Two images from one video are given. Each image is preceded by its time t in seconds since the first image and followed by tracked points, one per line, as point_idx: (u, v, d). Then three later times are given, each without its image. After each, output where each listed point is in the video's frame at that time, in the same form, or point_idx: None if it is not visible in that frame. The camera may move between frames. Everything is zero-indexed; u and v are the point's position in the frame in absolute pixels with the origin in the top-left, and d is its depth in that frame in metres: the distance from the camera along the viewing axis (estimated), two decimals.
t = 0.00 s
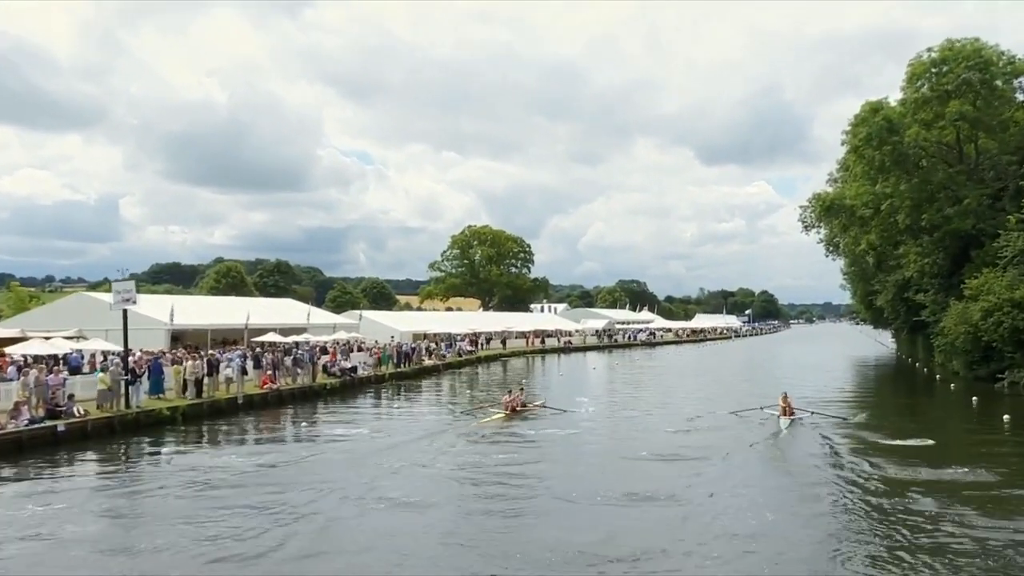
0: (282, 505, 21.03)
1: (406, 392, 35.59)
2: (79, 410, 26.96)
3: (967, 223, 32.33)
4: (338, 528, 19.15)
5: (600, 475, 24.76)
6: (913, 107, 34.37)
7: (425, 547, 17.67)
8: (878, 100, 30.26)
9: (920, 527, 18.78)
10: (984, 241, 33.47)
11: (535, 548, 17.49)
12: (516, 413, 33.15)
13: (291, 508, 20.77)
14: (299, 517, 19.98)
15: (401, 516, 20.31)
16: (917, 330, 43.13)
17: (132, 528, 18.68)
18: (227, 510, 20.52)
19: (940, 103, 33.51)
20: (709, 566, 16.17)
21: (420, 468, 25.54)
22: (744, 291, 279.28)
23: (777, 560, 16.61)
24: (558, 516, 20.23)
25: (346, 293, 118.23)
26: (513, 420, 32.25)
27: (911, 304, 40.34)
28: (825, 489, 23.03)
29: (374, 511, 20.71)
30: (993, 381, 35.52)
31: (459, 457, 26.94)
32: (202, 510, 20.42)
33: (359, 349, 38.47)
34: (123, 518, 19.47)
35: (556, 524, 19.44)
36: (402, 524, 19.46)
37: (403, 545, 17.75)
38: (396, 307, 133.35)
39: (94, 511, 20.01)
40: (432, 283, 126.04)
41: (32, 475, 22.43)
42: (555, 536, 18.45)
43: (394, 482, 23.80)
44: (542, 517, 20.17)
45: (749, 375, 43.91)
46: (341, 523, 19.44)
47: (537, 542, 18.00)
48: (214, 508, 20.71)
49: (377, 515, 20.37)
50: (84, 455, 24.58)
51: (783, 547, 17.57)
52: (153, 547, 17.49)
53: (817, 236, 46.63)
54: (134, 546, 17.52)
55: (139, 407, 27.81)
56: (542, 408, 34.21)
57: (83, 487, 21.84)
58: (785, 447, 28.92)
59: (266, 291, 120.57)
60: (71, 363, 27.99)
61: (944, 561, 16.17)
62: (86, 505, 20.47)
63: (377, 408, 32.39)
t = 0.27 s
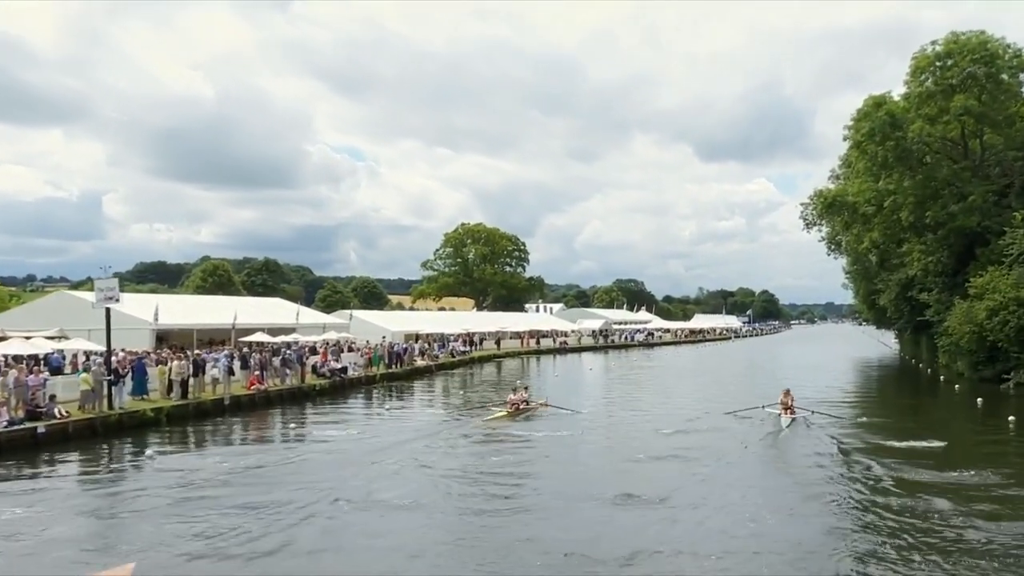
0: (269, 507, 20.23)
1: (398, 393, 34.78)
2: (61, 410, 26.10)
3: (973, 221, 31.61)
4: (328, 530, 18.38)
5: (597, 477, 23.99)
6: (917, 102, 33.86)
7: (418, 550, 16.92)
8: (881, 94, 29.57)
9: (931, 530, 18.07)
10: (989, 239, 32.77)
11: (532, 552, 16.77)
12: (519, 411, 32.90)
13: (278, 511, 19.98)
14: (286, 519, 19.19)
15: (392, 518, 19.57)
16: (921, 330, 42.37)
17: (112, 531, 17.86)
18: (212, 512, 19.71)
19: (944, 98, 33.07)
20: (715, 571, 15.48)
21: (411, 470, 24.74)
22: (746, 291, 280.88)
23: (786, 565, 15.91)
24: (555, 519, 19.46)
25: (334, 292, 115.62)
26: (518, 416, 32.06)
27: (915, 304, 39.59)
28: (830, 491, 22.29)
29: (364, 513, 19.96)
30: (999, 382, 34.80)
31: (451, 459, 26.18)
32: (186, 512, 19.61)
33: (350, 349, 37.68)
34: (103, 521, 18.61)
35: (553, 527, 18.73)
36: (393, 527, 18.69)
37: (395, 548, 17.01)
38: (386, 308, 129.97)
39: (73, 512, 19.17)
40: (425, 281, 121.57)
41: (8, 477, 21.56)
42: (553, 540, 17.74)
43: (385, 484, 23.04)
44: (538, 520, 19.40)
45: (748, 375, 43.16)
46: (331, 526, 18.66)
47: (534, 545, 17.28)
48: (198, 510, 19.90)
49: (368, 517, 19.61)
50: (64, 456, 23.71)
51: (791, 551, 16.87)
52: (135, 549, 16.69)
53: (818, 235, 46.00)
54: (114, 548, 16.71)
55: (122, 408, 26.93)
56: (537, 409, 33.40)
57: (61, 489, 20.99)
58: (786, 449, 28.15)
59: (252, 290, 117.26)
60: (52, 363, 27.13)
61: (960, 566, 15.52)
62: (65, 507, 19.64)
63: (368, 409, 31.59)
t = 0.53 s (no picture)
0: (251, 510, 19.28)
1: (387, 394, 33.80)
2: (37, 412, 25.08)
3: (978, 218, 30.59)
4: (313, 534, 17.49)
5: (591, 480, 23.07)
6: (922, 95, 33.42)
7: (408, 556, 16.04)
8: (884, 87, 28.85)
9: (943, 535, 17.23)
10: (995, 237, 31.82)
11: (528, 558, 15.92)
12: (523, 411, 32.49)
13: (261, 513, 19.04)
14: (269, 523, 18.27)
15: (380, 522, 18.68)
16: (925, 330, 41.43)
17: (84, 535, 16.87)
18: (191, 515, 18.75)
19: (949, 92, 32.85)
20: None
21: (397, 473, 23.77)
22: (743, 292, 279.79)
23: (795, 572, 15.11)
24: (549, 523, 18.54)
25: (321, 292, 111.86)
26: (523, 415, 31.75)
27: (919, 303, 38.66)
28: (835, 495, 21.33)
29: (351, 517, 19.07)
30: (1005, 383, 33.89)
31: (441, 462, 25.28)
32: (163, 516, 18.64)
33: (338, 349, 36.75)
34: (76, 524, 17.63)
35: (548, 532, 17.88)
36: (379, 531, 17.76)
37: (383, 554, 16.12)
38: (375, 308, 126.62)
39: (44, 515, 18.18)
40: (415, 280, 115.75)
41: None
42: (548, 545, 16.90)
43: (373, 487, 22.14)
44: (530, 524, 18.49)
45: (745, 377, 42.26)
46: (317, 531, 17.77)
47: (528, 551, 16.43)
48: (176, 513, 18.94)
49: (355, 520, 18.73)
50: (38, 458, 22.67)
51: (800, 557, 16.06)
52: (109, 554, 15.73)
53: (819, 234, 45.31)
54: (87, 553, 15.75)
55: (99, 410, 25.91)
56: (529, 411, 32.46)
57: (33, 492, 19.98)
58: (786, 452, 27.23)
59: (235, 289, 112.79)
60: (28, 364, 26.11)
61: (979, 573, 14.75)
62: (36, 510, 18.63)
63: (356, 411, 30.63)
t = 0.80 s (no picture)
0: (230, 517, 18.36)
1: (375, 396, 32.92)
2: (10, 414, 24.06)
3: (982, 214, 29.98)
4: (294, 542, 16.63)
5: (586, 484, 22.25)
6: (926, 88, 32.69)
7: (394, 564, 15.21)
8: (886, 81, 28.04)
9: (953, 542, 16.56)
10: (999, 234, 31.20)
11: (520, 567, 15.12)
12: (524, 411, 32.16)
13: (241, 519, 18.14)
14: (249, 529, 17.38)
15: (365, 528, 17.83)
16: (927, 330, 40.62)
17: (53, 543, 15.93)
18: (167, 521, 17.83)
19: (952, 85, 32.19)
20: None
21: (384, 477, 22.89)
22: (739, 291, 279.23)
23: None
24: (542, 529, 17.75)
25: (307, 291, 108.36)
26: (526, 415, 31.36)
27: (921, 302, 38.01)
28: (837, 497, 20.76)
29: (335, 522, 18.22)
30: (1010, 385, 33.06)
31: (430, 465, 24.40)
32: (138, 522, 17.71)
33: (324, 350, 35.82)
34: (45, 531, 16.69)
35: (541, 538, 17.07)
36: (366, 538, 16.95)
37: (369, 563, 15.29)
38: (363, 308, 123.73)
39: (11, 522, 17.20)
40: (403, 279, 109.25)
41: None
42: (542, 552, 16.09)
43: (358, 491, 21.27)
44: (523, 529, 17.71)
45: (742, 379, 41.37)
46: (299, 538, 16.91)
47: (521, 558, 15.63)
48: (152, 520, 18.00)
49: (339, 526, 17.87)
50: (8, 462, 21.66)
51: (806, 565, 15.29)
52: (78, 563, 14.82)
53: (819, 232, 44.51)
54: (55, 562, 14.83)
55: (76, 412, 24.92)
56: (521, 413, 31.56)
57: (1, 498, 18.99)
58: (786, 454, 26.40)
59: (217, 289, 108.35)
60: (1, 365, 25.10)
61: None
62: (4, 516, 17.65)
63: (342, 413, 29.73)
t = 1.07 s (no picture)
0: (211, 519, 17.66)
1: (363, 397, 32.21)
2: None
3: (985, 212, 29.45)
4: (277, 547, 16.00)
5: (579, 486, 21.57)
6: (928, 82, 32.16)
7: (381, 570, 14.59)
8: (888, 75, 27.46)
9: (960, 545, 16.00)
10: (1002, 231, 30.66)
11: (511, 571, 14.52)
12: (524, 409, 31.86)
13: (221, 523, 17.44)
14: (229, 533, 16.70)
15: (350, 531, 17.20)
16: (929, 330, 39.94)
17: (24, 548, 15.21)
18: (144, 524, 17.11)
19: (955, 80, 31.61)
20: None
21: (370, 479, 22.19)
22: (737, 292, 278.00)
23: None
24: (535, 533, 17.10)
25: (294, 289, 106.44)
26: (526, 415, 31.03)
27: (923, 301, 37.44)
28: (838, 499, 20.19)
29: (319, 525, 17.56)
30: (1013, 386, 32.35)
31: (417, 467, 23.71)
32: (114, 526, 16.97)
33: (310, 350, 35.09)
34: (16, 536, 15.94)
35: (532, 543, 16.45)
36: (351, 542, 16.28)
37: (354, 569, 14.65)
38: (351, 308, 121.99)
39: None
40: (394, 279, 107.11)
41: None
42: (532, 557, 15.51)
43: (344, 493, 20.58)
44: (513, 534, 17.10)
45: (737, 381, 40.62)
46: (281, 543, 16.26)
47: (513, 563, 15.02)
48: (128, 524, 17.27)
49: (323, 530, 17.23)
50: None
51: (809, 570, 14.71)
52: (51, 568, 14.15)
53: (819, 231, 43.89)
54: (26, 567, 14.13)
55: (54, 413, 24.13)
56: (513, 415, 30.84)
57: None
58: (784, 457, 25.72)
59: (200, 289, 104.84)
60: None
61: None
62: None
63: (329, 415, 29.00)
